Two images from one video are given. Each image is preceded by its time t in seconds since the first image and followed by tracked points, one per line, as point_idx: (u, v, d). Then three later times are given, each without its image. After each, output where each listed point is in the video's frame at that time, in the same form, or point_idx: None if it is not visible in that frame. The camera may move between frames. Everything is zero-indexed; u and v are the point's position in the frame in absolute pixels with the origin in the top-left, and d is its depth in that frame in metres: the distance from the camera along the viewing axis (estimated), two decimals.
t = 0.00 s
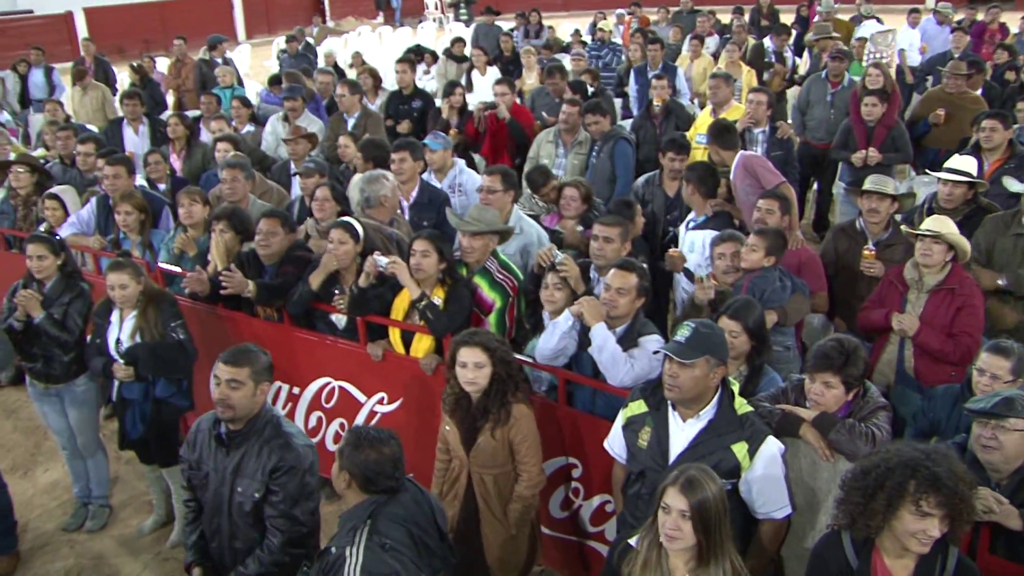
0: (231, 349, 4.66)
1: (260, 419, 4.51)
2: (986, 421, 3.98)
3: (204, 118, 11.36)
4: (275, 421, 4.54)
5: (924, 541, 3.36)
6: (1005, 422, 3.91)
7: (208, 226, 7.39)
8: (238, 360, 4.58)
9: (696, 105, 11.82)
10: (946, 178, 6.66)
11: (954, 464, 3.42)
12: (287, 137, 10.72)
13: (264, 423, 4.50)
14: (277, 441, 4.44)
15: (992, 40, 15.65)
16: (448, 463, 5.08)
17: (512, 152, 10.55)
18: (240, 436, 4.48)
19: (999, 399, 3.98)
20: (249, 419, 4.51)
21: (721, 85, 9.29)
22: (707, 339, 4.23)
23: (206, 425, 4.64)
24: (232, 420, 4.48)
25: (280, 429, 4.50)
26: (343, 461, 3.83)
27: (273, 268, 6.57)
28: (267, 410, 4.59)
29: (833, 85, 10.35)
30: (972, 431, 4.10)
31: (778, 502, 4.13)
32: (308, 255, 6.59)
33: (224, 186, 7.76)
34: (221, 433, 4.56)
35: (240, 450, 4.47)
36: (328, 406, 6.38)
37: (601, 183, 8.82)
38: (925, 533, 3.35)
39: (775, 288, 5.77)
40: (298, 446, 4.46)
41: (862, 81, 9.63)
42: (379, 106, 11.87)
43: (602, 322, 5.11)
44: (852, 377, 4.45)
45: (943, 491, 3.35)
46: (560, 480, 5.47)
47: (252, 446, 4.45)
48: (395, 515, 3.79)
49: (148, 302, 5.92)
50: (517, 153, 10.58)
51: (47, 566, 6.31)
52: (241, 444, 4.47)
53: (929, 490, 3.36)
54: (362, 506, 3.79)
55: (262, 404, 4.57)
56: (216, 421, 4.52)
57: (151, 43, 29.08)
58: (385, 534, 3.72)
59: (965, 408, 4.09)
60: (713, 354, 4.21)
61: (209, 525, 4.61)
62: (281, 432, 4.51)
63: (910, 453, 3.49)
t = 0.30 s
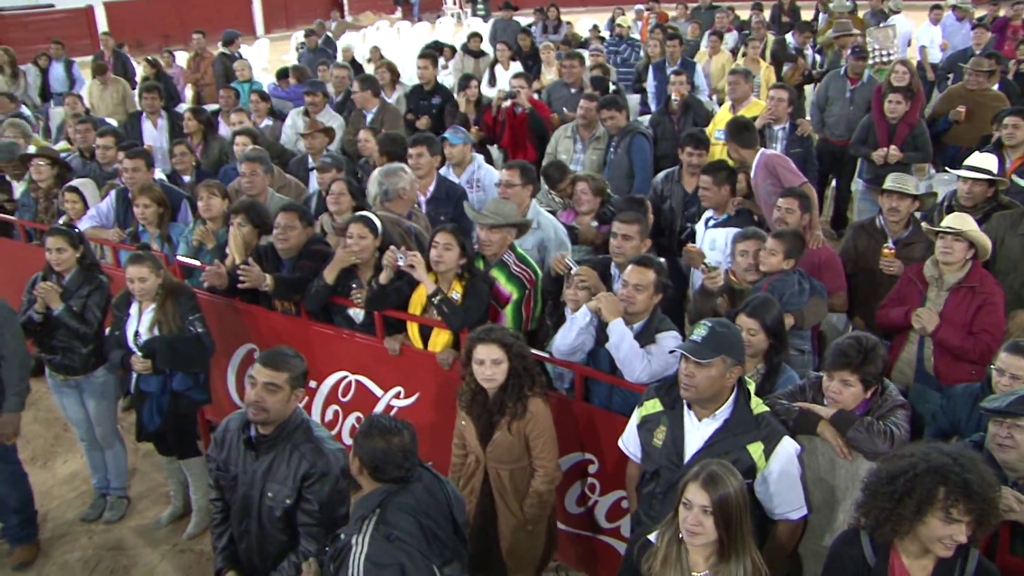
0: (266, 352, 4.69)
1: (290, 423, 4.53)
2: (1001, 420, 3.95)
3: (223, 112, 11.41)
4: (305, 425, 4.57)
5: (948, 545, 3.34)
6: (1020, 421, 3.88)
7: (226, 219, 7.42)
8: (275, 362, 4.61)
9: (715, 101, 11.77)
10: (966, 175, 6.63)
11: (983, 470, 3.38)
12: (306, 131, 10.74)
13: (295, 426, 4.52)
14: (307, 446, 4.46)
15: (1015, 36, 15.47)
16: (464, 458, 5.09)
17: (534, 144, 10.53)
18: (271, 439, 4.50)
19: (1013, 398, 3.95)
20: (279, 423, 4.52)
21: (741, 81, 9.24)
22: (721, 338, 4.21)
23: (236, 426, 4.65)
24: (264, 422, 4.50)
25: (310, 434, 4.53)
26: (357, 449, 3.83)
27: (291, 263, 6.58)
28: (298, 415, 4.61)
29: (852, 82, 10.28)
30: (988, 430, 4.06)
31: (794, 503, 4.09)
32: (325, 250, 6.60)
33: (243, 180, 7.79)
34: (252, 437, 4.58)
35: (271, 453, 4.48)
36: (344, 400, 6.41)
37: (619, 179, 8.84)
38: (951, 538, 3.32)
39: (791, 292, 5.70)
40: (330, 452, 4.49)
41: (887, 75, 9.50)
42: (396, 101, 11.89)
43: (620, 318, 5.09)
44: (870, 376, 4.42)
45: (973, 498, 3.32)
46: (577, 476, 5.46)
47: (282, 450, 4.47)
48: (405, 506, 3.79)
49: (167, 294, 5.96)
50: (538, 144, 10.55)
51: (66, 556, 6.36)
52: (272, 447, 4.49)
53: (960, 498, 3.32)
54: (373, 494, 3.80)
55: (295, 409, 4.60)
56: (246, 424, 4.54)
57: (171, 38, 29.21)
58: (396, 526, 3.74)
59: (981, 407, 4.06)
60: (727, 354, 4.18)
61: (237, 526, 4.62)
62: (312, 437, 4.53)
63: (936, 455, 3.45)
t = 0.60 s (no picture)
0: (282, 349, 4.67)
1: (307, 418, 4.55)
2: (1018, 411, 3.95)
3: (238, 104, 11.44)
4: (322, 420, 4.59)
5: (971, 540, 3.32)
6: None
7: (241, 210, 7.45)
8: (297, 360, 4.60)
9: (729, 92, 11.72)
10: (982, 165, 6.60)
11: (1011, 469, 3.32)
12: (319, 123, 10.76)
13: (311, 421, 4.54)
14: (325, 442, 4.48)
15: None
16: (478, 448, 5.08)
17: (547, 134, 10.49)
18: (288, 435, 4.51)
19: None
20: (296, 418, 4.53)
21: (755, 72, 9.20)
22: (736, 329, 4.21)
23: (253, 419, 4.67)
24: (283, 419, 4.50)
25: (327, 428, 4.55)
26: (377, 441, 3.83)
27: (305, 253, 6.59)
28: (314, 409, 4.62)
29: (868, 71, 10.22)
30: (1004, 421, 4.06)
31: (806, 494, 4.09)
32: (339, 240, 6.61)
33: (257, 171, 7.81)
34: (268, 430, 4.59)
35: (288, 448, 4.50)
36: (359, 390, 6.44)
37: (634, 169, 8.83)
38: (974, 533, 3.30)
39: (808, 289, 5.67)
40: (347, 447, 4.52)
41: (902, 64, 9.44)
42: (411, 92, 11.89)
43: (634, 308, 5.08)
44: (885, 366, 4.40)
45: (1002, 496, 3.28)
46: (591, 466, 5.47)
47: (300, 445, 4.49)
48: (424, 503, 3.79)
49: (182, 286, 5.98)
50: (551, 134, 10.51)
51: (84, 544, 6.41)
52: (289, 442, 4.50)
53: (987, 496, 3.28)
54: (391, 489, 3.79)
55: (312, 404, 4.62)
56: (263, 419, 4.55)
57: (185, 30, 29.26)
58: (414, 523, 3.74)
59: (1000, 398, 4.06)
60: (741, 346, 4.17)
61: (252, 520, 4.64)
62: (329, 432, 4.55)
63: (964, 450, 3.39)
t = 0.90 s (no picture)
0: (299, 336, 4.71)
1: (323, 406, 4.57)
2: None
3: (261, 95, 11.47)
4: (338, 408, 4.60)
5: (1003, 543, 3.28)
6: None
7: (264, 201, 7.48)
8: (313, 348, 4.63)
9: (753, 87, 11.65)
10: (1009, 162, 6.51)
11: None
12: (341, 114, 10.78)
13: (326, 410, 4.56)
14: (341, 429, 4.49)
15: None
16: (499, 440, 5.09)
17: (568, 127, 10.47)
18: (304, 422, 4.53)
19: None
20: (312, 405, 4.55)
21: (779, 66, 9.13)
22: (759, 324, 4.18)
23: (269, 407, 4.70)
24: (298, 406, 4.52)
25: (343, 417, 4.56)
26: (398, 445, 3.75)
27: (327, 244, 6.61)
28: (330, 397, 4.64)
29: (892, 66, 10.12)
30: None
31: (828, 487, 4.08)
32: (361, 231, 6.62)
33: (280, 162, 7.84)
34: (284, 418, 4.61)
35: (304, 435, 4.52)
36: (380, 381, 6.47)
37: (656, 164, 8.79)
38: (1006, 536, 3.27)
39: (830, 289, 5.66)
40: (363, 435, 4.53)
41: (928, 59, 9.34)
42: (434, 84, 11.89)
43: (656, 302, 5.06)
44: (910, 365, 4.36)
45: None
46: (611, 460, 5.47)
47: (315, 432, 4.51)
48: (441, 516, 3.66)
49: (204, 275, 6.02)
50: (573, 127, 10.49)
51: (108, 530, 6.48)
52: (304, 430, 4.53)
53: (1021, 500, 3.23)
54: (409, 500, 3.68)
55: (328, 391, 4.64)
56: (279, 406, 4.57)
57: (208, 21, 29.38)
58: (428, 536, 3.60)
59: None
60: (763, 341, 4.15)
61: (267, 508, 4.68)
62: (344, 419, 4.56)
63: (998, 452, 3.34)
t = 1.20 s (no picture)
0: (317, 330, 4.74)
1: (341, 401, 4.58)
2: None
3: (284, 93, 11.52)
4: (354, 403, 4.62)
5: None
6: None
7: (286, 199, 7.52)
8: (327, 340, 4.66)
9: (776, 89, 11.59)
10: None
11: None
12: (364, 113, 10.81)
13: (343, 405, 4.57)
14: (358, 425, 4.50)
15: None
16: (520, 441, 5.08)
17: (590, 128, 10.45)
18: (320, 417, 4.55)
19: None
20: (329, 400, 4.57)
21: (803, 69, 9.07)
22: (781, 324, 4.15)
23: (286, 403, 4.72)
24: (313, 400, 4.54)
25: (359, 412, 4.57)
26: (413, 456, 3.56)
27: (349, 243, 6.63)
28: (347, 392, 4.65)
29: (917, 69, 10.03)
30: None
31: (851, 488, 4.05)
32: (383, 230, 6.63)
33: (303, 160, 7.86)
34: (301, 413, 4.63)
35: (320, 430, 4.53)
36: (400, 380, 6.48)
37: (677, 165, 8.76)
38: None
39: (844, 295, 5.55)
40: (378, 429, 4.53)
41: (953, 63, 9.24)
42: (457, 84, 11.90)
43: (678, 305, 5.03)
44: (934, 371, 4.30)
45: None
46: (631, 462, 5.45)
47: (331, 427, 4.52)
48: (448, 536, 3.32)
49: (226, 271, 6.06)
50: (594, 128, 10.47)
51: (128, 524, 6.53)
52: (320, 425, 4.54)
53: None
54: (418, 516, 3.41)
55: (345, 386, 4.65)
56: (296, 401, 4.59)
57: (232, 19, 29.52)
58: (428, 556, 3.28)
59: None
60: (786, 342, 4.12)
61: (282, 503, 4.69)
62: (360, 415, 4.57)
63: None
